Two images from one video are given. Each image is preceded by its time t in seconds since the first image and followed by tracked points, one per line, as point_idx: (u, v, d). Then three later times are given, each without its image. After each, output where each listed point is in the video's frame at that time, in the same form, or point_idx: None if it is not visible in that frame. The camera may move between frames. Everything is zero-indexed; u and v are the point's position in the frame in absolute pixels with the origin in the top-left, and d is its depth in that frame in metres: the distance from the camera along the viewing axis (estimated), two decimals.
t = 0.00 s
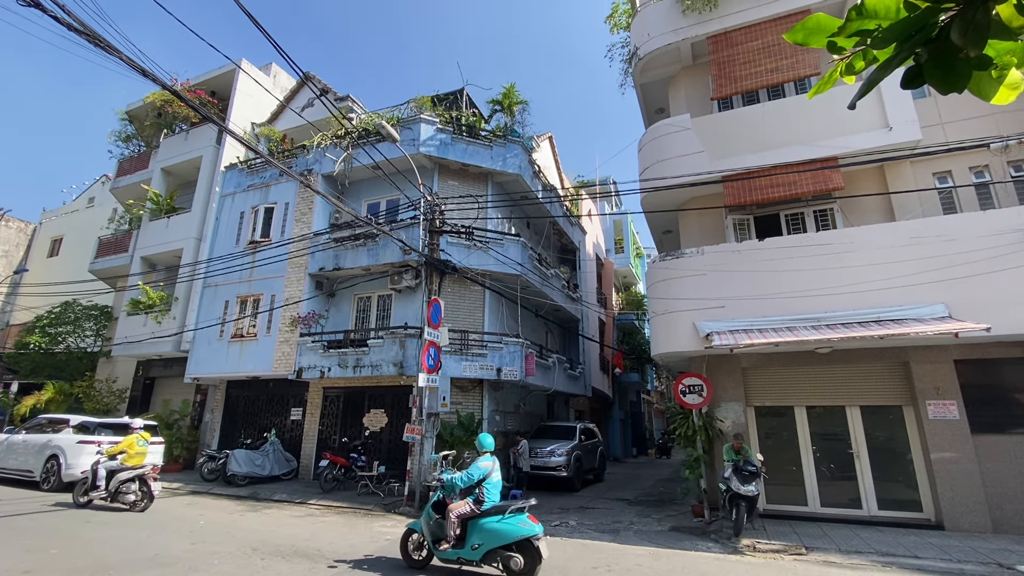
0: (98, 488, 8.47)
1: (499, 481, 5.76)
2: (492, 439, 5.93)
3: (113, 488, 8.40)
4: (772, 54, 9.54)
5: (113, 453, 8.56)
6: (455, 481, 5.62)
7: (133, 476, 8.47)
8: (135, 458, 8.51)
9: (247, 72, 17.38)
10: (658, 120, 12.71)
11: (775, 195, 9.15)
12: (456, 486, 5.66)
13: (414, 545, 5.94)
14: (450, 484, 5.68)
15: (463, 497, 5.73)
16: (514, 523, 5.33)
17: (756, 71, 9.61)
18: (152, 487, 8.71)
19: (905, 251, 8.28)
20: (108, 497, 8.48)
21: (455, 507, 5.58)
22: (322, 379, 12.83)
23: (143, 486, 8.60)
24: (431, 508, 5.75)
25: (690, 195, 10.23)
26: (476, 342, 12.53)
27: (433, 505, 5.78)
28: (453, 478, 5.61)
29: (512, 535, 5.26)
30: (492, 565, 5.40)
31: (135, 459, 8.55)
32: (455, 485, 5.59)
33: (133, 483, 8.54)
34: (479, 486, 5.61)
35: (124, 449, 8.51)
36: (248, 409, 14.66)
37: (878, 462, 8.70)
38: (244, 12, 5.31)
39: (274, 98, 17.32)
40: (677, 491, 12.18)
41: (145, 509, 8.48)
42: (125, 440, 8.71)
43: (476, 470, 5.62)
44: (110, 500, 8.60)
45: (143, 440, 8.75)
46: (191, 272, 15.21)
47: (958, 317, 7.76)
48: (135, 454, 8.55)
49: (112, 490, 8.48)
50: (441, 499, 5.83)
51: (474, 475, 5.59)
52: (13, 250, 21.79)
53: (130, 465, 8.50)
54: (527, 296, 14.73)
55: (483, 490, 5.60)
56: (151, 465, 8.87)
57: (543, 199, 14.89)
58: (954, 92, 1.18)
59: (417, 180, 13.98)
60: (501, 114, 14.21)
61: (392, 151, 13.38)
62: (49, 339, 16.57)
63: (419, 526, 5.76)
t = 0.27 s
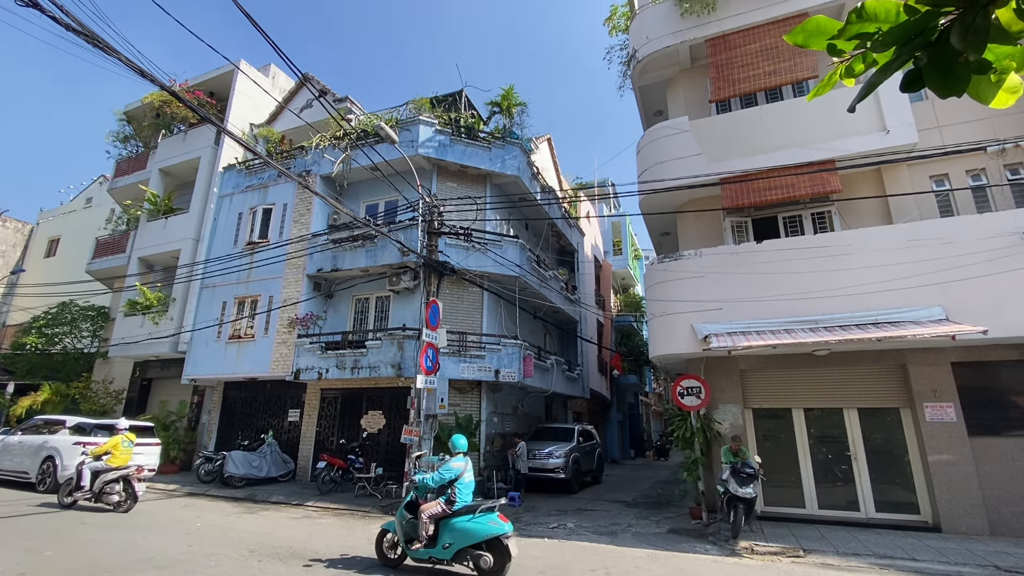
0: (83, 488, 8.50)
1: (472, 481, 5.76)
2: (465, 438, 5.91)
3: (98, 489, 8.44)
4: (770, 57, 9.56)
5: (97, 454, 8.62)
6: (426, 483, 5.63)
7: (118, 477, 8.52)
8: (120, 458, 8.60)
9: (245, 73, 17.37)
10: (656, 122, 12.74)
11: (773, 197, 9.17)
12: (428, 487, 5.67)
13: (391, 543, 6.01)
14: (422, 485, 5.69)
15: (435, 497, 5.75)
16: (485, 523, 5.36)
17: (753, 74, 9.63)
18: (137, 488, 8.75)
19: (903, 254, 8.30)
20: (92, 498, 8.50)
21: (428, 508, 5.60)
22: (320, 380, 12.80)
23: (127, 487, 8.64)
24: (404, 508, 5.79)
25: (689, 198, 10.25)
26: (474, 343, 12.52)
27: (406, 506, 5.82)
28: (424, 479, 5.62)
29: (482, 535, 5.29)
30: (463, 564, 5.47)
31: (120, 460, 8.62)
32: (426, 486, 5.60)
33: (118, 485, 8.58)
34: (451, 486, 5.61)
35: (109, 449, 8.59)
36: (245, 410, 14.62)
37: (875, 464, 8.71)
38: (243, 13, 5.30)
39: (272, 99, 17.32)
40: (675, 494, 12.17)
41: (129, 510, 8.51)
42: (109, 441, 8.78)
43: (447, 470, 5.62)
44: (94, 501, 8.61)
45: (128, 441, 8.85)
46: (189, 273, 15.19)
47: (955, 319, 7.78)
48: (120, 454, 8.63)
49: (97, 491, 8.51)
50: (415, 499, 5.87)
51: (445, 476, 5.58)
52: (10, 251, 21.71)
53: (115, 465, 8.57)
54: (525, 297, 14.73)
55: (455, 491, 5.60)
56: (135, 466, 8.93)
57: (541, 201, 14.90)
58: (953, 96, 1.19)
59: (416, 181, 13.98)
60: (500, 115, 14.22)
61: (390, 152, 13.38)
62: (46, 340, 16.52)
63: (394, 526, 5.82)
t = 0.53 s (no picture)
0: (75, 488, 8.47)
1: (458, 482, 5.80)
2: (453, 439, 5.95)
3: (89, 489, 8.42)
4: (769, 58, 9.58)
5: (90, 454, 8.60)
6: (412, 482, 5.68)
7: (110, 477, 8.48)
8: (112, 458, 8.56)
9: (245, 74, 17.37)
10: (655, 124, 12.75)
11: (772, 199, 9.18)
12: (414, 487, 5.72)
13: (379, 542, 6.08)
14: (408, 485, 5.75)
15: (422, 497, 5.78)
16: (470, 523, 5.41)
17: (752, 75, 9.64)
18: (130, 488, 8.72)
19: (901, 255, 8.31)
20: (84, 498, 8.47)
21: (414, 507, 5.65)
22: (319, 381, 12.79)
23: (119, 487, 8.60)
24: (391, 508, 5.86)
25: (688, 199, 10.26)
26: (473, 344, 12.52)
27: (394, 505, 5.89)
28: (410, 479, 5.67)
29: (466, 535, 5.35)
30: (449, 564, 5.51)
31: (112, 460, 8.58)
32: (412, 485, 5.65)
33: (110, 485, 8.54)
34: (437, 486, 5.65)
35: (101, 450, 8.56)
36: (244, 411, 14.61)
37: (874, 465, 8.71)
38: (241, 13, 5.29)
39: (272, 100, 17.32)
40: (674, 495, 12.16)
41: (121, 510, 8.48)
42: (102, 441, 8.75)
43: (433, 471, 5.66)
44: (87, 501, 8.60)
45: (121, 441, 8.80)
46: (188, 273, 15.17)
47: (954, 321, 7.79)
48: (112, 455, 8.60)
49: (89, 491, 8.50)
50: (402, 499, 5.93)
51: (431, 476, 5.63)
52: (8, 251, 21.68)
53: (107, 465, 8.54)
54: (524, 298, 14.73)
55: (441, 491, 5.65)
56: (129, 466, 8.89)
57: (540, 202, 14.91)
58: (953, 99, 1.19)
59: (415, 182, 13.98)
60: (499, 116, 14.22)
61: (390, 153, 13.39)
62: (44, 340, 16.49)
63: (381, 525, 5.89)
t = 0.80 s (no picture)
0: (60, 488, 8.52)
1: (432, 482, 5.89)
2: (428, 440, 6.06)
3: (74, 489, 8.44)
4: (767, 61, 9.61)
5: (76, 455, 8.67)
6: (386, 482, 5.79)
7: (94, 478, 8.52)
8: (97, 459, 8.63)
9: (243, 74, 17.37)
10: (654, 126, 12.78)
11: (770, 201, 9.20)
12: (389, 487, 5.81)
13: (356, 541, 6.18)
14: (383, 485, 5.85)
15: (397, 497, 5.88)
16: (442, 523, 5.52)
17: (751, 78, 9.67)
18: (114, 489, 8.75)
19: (899, 258, 8.33)
20: (69, 498, 8.50)
21: (388, 507, 5.75)
22: (317, 382, 12.76)
23: (104, 487, 8.62)
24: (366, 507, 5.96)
25: (687, 201, 10.27)
26: (472, 346, 12.51)
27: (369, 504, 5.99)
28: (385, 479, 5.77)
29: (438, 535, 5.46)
30: (421, 562, 5.61)
31: (97, 460, 8.64)
32: (387, 485, 5.74)
33: (95, 485, 8.57)
34: (411, 486, 5.75)
35: (87, 450, 8.65)
36: (242, 413, 14.57)
37: (872, 467, 8.72)
38: (240, 14, 5.29)
39: (271, 101, 17.32)
40: (672, 497, 12.14)
41: (104, 511, 8.50)
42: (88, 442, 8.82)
43: (407, 471, 5.76)
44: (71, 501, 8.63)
45: (106, 442, 8.88)
46: (185, 274, 15.13)
47: (951, 323, 7.81)
48: (97, 455, 8.66)
49: (74, 491, 8.54)
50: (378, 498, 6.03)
51: (405, 476, 5.73)
52: (5, 252, 21.60)
53: (92, 466, 8.59)
54: (523, 300, 14.72)
55: (415, 491, 5.74)
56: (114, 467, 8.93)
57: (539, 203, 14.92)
58: (954, 103, 1.19)
59: (414, 183, 13.98)
60: (498, 118, 14.23)
61: (389, 154, 13.39)
62: (41, 341, 16.44)
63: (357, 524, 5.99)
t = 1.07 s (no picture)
0: (53, 488, 8.51)
1: (419, 482, 5.97)
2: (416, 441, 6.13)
3: (67, 489, 8.44)
4: (767, 62, 9.62)
5: (69, 455, 8.67)
6: (374, 482, 5.85)
7: (88, 477, 8.54)
8: (91, 459, 8.66)
9: (243, 75, 17.37)
10: (653, 127, 12.79)
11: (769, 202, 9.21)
12: (376, 487, 5.87)
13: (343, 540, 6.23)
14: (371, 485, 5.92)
15: (384, 497, 5.94)
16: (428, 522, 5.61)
17: (750, 79, 9.68)
18: (107, 490, 8.73)
19: (898, 258, 8.34)
20: (61, 499, 8.49)
21: (375, 507, 5.81)
22: (316, 383, 12.75)
23: (97, 488, 8.63)
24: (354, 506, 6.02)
25: (686, 202, 10.28)
26: (471, 346, 12.51)
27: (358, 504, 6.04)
28: (373, 479, 5.84)
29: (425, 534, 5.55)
30: (408, 562, 5.70)
31: (91, 460, 8.67)
32: (375, 485, 5.80)
33: (87, 486, 8.58)
34: (399, 486, 5.82)
35: (80, 450, 8.67)
36: (240, 413, 14.55)
37: (871, 468, 8.73)
38: (240, 14, 5.29)
39: (270, 101, 17.32)
40: (671, 498, 12.14)
41: (97, 511, 8.49)
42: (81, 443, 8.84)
43: (395, 472, 5.82)
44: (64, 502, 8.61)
45: (100, 442, 8.91)
46: (185, 274, 15.12)
47: (950, 325, 7.82)
48: (91, 455, 8.69)
49: (67, 491, 8.54)
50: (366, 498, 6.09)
51: (392, 476, 5.79)
52: (4, 252, 21.59)
53: (85, 466, 8.61)
54: (522, 301, 14.72)
55: (402, 491, 5.80)
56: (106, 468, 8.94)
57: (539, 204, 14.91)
58: (955, 106, 1.19)
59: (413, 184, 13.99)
60: (498, 118, 14.22)
61: (389, 155, 13.40)
62: (40, 341, 16.42)
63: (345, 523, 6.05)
